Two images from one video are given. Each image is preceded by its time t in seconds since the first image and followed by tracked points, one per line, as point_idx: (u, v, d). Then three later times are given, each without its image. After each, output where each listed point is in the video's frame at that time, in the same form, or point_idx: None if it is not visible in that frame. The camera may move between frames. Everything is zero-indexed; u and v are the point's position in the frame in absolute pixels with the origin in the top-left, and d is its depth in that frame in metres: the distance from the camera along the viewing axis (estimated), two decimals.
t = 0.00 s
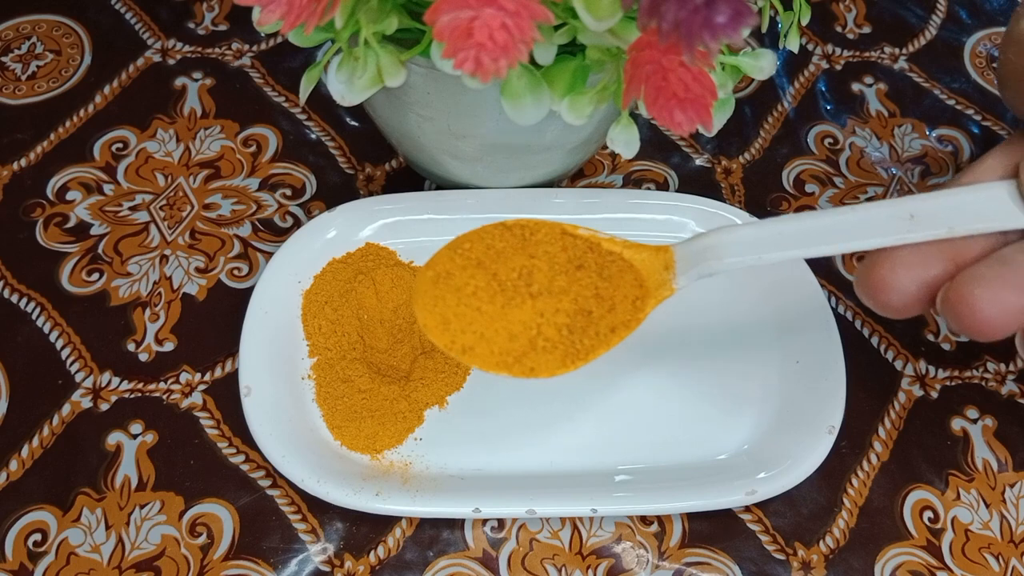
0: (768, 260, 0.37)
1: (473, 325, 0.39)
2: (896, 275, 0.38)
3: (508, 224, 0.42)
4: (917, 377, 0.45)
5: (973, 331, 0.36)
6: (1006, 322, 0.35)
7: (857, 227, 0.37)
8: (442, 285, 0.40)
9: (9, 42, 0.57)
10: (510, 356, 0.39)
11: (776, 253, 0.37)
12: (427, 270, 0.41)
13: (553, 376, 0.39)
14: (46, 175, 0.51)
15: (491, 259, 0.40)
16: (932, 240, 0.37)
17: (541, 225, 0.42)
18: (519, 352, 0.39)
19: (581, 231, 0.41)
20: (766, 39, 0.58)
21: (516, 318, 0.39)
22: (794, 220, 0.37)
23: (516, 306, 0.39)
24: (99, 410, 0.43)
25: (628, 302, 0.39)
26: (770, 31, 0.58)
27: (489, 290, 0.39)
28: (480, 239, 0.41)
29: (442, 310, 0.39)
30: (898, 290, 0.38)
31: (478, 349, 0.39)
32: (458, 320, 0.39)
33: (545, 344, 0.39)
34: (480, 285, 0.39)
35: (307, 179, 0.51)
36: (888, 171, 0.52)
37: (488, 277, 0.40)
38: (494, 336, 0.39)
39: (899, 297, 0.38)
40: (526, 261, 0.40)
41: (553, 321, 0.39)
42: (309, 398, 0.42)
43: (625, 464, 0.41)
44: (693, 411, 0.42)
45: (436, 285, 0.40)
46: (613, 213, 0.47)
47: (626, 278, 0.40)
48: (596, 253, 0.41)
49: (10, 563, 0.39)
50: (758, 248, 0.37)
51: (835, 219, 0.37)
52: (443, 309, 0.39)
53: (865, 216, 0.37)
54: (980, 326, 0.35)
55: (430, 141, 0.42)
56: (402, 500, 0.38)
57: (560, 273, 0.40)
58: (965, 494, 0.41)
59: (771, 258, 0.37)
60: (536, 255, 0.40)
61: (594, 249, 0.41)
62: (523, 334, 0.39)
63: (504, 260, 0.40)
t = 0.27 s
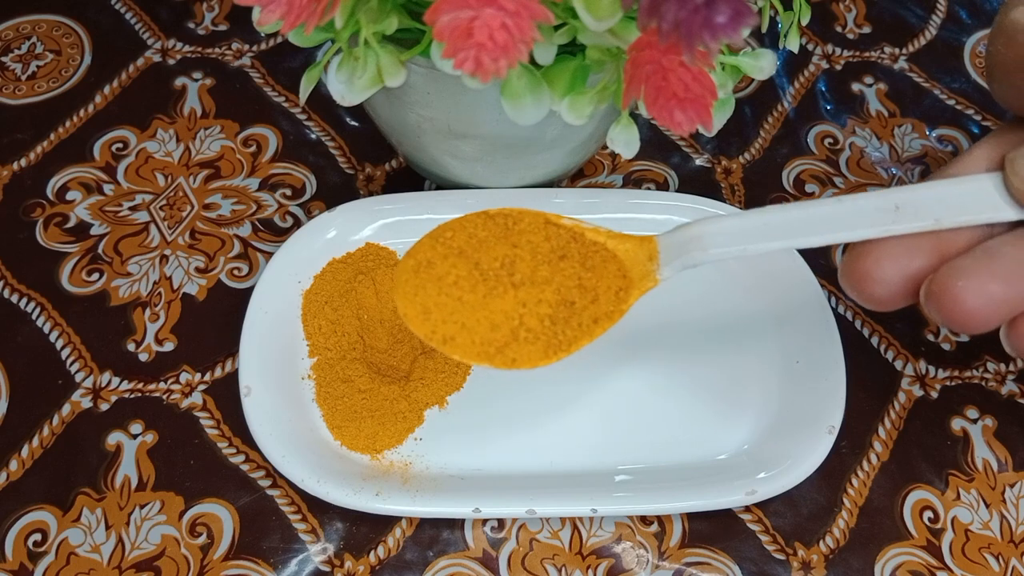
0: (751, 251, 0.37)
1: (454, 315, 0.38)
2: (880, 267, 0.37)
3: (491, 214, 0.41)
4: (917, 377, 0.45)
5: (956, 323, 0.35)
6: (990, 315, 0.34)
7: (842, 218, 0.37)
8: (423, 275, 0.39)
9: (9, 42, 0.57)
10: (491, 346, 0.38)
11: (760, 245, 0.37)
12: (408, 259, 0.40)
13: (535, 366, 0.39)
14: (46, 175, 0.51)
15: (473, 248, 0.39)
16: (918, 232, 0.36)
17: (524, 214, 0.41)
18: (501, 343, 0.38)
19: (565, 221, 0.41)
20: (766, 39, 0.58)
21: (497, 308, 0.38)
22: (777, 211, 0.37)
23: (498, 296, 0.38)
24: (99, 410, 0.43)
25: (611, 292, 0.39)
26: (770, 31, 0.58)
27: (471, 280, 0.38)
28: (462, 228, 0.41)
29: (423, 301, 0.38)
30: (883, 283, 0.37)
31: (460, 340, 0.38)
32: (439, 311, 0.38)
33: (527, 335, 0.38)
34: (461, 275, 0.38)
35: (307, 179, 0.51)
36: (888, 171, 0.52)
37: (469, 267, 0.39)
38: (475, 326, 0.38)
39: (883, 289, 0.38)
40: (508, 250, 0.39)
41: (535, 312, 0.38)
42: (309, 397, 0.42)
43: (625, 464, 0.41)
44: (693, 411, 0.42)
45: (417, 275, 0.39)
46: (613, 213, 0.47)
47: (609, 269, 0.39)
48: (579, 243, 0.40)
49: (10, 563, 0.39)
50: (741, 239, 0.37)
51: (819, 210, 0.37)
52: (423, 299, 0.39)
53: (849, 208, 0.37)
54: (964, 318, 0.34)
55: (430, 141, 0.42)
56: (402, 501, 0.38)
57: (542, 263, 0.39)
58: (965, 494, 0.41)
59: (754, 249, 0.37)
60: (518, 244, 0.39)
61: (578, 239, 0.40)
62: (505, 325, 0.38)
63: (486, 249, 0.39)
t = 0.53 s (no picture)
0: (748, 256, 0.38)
1: (450, 321, 0.38)
2: (879, 271, 0.37)
3: (488, 218, 0.41)
4: (917, 377, 0.45)
5: (952, 328, 0.35)
6: (986, 320, 0.34)
7: (839, 222, 0.37)
8: (419, 280, 0.39)
9: (9, 42, 0.57)
10: (488, 352, 0.38)
11: (759, 249, 0.37)
12: (405, 265, 0.40)
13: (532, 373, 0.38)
14: (46, 175, 0.51)
15: (469, 254, 0.39)
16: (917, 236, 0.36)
17: (520, 219, 0.41)
18: (497, 349, 0.38)
19: (562, 226, 0.41)
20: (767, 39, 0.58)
21: (494, 313, 0.38)
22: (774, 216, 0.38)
23: (494, 301, 0.38)
24: (99, 410, 0.43)
25: (608, 298, 0.39)
26: (770, 31, 0.58)
27: (467, 286, 0.38)
28: (458, 233, 0.40)
29: (419, 306, 0.38)
30: (881, 287, 0.37)
31: (456, 346, 0.38)
32: (436, 316, 0.38)
33: (524, 341, 0.38)
34: (458, 280, 0.38)
35: (307, 179, 0.51)
36: (888, 171, 0.52)
37: (466, 272, 0.39)
38: (472, 331, 0.38)
39: (880, 293, 0.37)
40: (505, 256, 0.39)
41: (532, 318, 0.38)
42: (309, 397, 0.42)
43: (625, 464, 0.41)
44: (694, 412, 0.42)
45: (414, 280, 0.39)
46: (614, 213, 0.47)
47: (606, 273, 0.39)
48: (576, 248, 0.40)
49: (10, 563, 0.39)
50: (737, 244, 0.38)
51: (816, 214, 0.37)
52: (419, 304, 0.39)
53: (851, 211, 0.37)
54: (960, 323, 0.34)
55: (429, 141, 0.42)
56: (401, 501, 0.38)
57: (539, 268, 0.39)
58: (965, 494, 0.41)
59: (751, 254, 0.37)
60: (515, 250, 0.39)
61: (574, 244, 0.40)
62: (502, 331, 0.38)
63: (482, 254, 0.39)
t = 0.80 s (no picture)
0: (768, 255, 0.37)
1: (469, 321, 0.38)
2: (895, 271, 0.37)
3: (505, 219, 0.41)
4: (917, 377, 0.45)
5: (972, 328, 0.35)
6: (1005, 321, 0.34)
7: (854, 222, 0.36)
8: (438, 280, 0.39)
9: (9, 42, 0.57)
10: (507, 352, 0.38)
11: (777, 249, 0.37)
12: (423, 265, 0.40)
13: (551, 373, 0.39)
14: (46, 175, 0.51)
15: (488, 254, 0.39)
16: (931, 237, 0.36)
17: (538, 220, 0.41)
18: (517, 349, 0.38)
19: (579, 226, 0.41)
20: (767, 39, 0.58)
21: (514, 314, 0.38)
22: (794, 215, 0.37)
23: (513, 301, 0.38)
24: (99, 410, 0.43)
25: (627, 298, 0.39)
26: (770, 31, 0.58)
27: (486, 286, 0.38)
28: (477, 233, 0.41)
29: (439, 307, 0.39)
30: (898, 287, 0.38)
31: (475, 346, 0.38)
32: (455, 316, 0.38)
33: (543, 340, 0.38)
34: (477, 281, 0.39)
35: (307, 179, 0.51)
36: (888, 171, 0.52)
37: (485, 273, 0.39)
38: (491, 332, 0.38)
39: (899, 294, 0.38)
40: (523, 256, 0.39)
41: (551, 317, 0.38)
42: (309, 397, 0.42)
43: (625, 464, 0.41)
44: (694, 412, 0.42)
45: (434, 281, 0.39)
46: (613, 213, 0.47)
47: (624, 274, 0.39)
48: (594, 249, 0.40)
49: (10, 563, 0.39)
50: (757, 243, 0.37)
51: (831, 214, 0.36)
52: (439, 305, 0.39)
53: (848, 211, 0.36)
54: (979, 324, 0.34)
55: (429, 141, 0.42)
56: (401, 500, 0.38)
57: (558, 268, 0.39)
58: (965, 494, 0.41)
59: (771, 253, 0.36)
60: (533, 250, 0.39)
61: (592, 244, 0.40)
62: (521, 331, 0.38)
63: (501, 255, 0.39)
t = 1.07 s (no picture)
0: (774, 253, 0.37)
1: (476, 318, 0.38)
2: (904, 267, 0.38)
3: (511, 215, 0.41)
4: (917, 377, 0.45)
5: (979, 325, 0.36)
6: (1011, 319, 0.35)
7: (860, 220, 0.36)
8: (444, 277, 0.39)
9: (10, 42, 0.57)
10: (513, 349, 0.38)
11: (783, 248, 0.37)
12: (429, 261, 0.40)
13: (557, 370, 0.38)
14: (46, 175, 0.51)
15: (494, 251, 0.39)
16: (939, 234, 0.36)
17: (545, 217, 0.41)
18: (523, 346, 0.38)
19: (586, 223, 0.41)
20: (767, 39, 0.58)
21: (521, 311, 0.38)
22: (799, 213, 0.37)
23: (520, 298, 0.38)
24: (99, 410, 0.43)
25: (634, 295, 0.39)
26: (770, 31, 0.58)
27: (493, 282, 0.38)
28: (483, 230, 0.40)
29: (446, 303, 0.38)
30: (906, 283, 0.39)
31: (482, 343, 0.38)
32: (462, 313, 0.38)
33: (550, 337, 0.38)
34: (484, 278, 0.38)
35: (307, 179, 0.51)
36: (888, 171, 0.52)
37: (491, 269, 0.39)
38: (498, 329, 0.38)
39: (907, 290, 0.39)
40: (530, 253, 0.39)
41: (558, 314, 0.38)
42: (309, 397, 0.42)
43: (625, 464, 0.41)
44: (694, 412, 0.42)
45: (440, 277, 0.39)
46: (613, 213, 0.47)
47: (631, 271, 0.39)
48: (601, 245, 0.40)
49: (10, 563, 0.39)
50: (763, 241, 0.37)
51: (836, 212, 0.36)
52: (445, 302, 0.38)
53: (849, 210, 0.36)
54: (985, 321, 0.35)
55: (430, 141, 0.42)
56: (401, 501, 0.38)
57: (565, 265, 0.39)
58: (965, 494, 0.41)
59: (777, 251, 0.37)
60: (539, 247, 0.39)
61: (599, 241, 0.40)
62: (527, 328, 0.38)
63: (508, 251, 0.39)
